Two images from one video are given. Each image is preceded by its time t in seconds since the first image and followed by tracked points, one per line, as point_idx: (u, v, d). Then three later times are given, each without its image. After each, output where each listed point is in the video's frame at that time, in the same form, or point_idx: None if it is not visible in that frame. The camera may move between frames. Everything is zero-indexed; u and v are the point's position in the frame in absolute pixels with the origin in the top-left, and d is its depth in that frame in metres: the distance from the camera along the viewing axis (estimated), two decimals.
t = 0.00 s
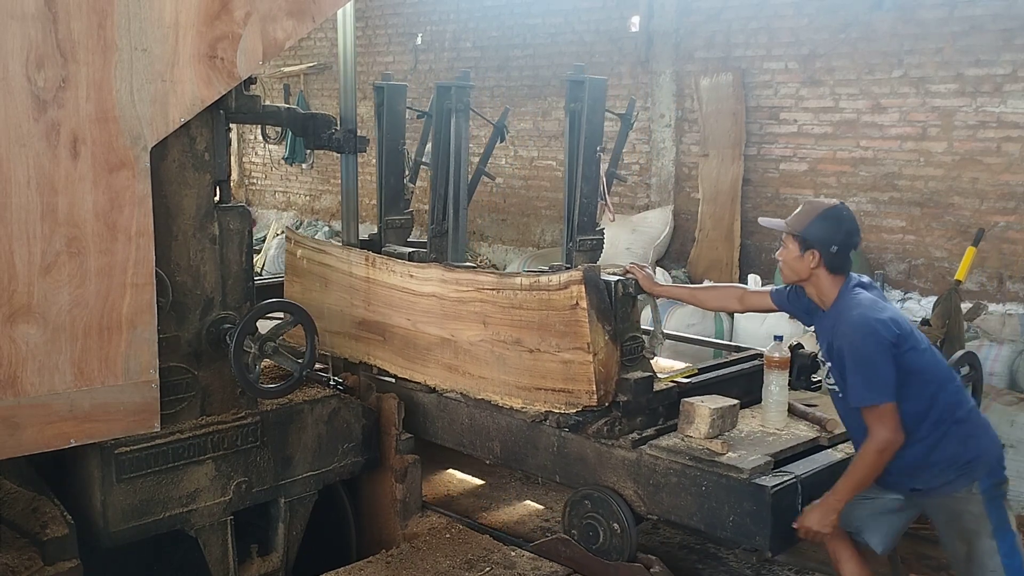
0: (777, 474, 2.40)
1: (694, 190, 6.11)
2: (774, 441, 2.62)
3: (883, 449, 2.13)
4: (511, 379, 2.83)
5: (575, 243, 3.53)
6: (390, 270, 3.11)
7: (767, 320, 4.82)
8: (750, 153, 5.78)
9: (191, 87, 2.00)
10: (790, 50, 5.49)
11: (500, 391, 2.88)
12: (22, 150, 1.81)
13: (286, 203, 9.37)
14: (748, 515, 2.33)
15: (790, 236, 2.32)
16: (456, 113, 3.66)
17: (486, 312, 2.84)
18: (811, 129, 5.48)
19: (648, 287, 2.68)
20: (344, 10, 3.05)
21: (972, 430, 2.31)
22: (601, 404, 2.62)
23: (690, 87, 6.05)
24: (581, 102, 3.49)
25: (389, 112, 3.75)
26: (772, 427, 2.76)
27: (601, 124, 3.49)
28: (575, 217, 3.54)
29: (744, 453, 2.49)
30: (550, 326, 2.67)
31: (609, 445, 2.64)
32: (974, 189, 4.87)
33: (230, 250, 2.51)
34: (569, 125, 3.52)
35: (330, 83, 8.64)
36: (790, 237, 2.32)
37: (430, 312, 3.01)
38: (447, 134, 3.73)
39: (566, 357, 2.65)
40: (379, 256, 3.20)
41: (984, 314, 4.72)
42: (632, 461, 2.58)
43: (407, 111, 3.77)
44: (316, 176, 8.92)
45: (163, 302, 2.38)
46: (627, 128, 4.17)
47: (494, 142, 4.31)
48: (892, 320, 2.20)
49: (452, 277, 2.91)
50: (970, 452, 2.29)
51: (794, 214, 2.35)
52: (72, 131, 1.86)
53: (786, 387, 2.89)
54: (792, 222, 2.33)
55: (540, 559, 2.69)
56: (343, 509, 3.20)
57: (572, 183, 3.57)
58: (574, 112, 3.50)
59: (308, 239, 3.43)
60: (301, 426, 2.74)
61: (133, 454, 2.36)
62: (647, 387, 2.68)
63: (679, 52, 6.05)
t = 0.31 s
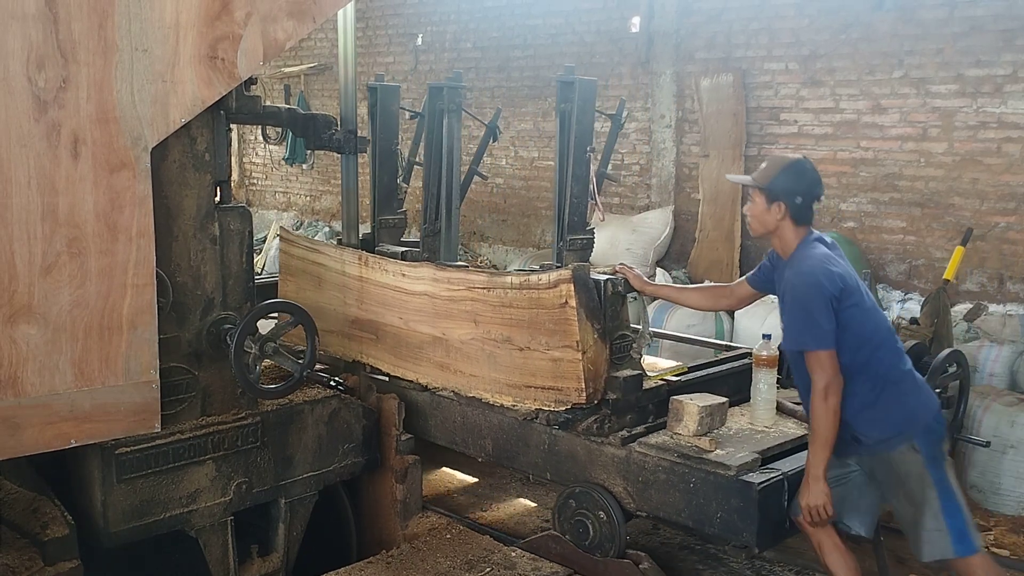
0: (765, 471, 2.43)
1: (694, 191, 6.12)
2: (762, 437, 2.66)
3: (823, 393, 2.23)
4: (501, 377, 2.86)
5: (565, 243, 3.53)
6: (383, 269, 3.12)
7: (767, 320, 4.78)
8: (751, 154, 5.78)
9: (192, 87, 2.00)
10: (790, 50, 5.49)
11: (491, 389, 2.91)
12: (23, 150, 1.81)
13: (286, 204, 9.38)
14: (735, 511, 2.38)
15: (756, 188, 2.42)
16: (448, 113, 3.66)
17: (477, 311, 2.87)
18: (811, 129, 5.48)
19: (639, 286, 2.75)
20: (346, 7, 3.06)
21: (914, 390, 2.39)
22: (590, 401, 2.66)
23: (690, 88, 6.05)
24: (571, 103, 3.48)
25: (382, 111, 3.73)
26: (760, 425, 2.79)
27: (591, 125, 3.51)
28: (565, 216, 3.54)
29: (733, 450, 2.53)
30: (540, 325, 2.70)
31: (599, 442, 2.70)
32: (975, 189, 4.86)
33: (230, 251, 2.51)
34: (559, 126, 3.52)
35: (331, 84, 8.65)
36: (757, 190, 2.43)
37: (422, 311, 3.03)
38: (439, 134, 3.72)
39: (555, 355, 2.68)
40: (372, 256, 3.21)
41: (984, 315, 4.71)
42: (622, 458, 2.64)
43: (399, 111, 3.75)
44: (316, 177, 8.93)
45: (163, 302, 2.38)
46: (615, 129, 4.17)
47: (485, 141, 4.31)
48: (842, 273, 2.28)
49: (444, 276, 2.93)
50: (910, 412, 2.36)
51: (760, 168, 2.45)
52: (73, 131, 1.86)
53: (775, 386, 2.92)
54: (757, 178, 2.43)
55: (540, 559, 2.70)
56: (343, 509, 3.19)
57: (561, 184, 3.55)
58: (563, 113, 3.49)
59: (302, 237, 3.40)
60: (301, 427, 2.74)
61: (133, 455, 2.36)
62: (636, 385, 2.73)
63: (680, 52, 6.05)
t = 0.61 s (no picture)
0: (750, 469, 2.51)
1: (694, 191, 6.12)
2: (748, 435, 2.76)
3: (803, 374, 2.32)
4: (491, 375, 2.89)
5: (554, 243, 3.55)
6: (374, 269, 3.15)
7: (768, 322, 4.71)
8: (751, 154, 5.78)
9: (192, 88, 2.00)
10: (790, 51, 5.49)
11: (481, 387, 2.94)
12: (23, 150, 1.81)
13: (286, 204, 9.38)
14: (721, 508, 2.45)
15: (752, 169, 2.50)
16: (440, 114, 3.64)
17: (467, 310, 2.90)
18: (811, 130, 5.48)
19: (628, 285, 2.82)
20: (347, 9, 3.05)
21: (881, 380, 2.49)
22: (578, 399, 2.69)
23: (690, 88, 6.05)
24: (560, 103, 3.48)
25: (374, 113, 3.74)
26: (748, 423, 2.89)
27: (580, 125, 3.49)
28: (554, 216, 3.55)
29: (719, 447, 2.62)
30: (528, 323, 2.72)
31: (589, 440, 2.75)
32: (975, 190, 4.86)
33: (230, 251, 2.51)
34: (548, 126, 3.51)
35: (331, 84, 8.66)
36: (752, 170, 2.50)
37: (413, 310, 3.05)
38: (430, 135, 3.73)
39: (544, 353, 2.71)
40: (365, 255, 3.23)
41: (984, 315, 4.73)
42: (611, 456, 2.70)
43: (391, 112, 3.76)
44: (316, 177, 8.93)
45: (163, 303, 2.38)
46: (605, 128, 4.17)
47: (477, 142, 4.32)
48: (830, 258, 2.37)
49: (434, 275, 2.95)
50: (874, 401, 2.46)
51: (755, 149, 2.52)
52: (73, 132, 1.86)
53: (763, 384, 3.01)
54: (752, 159, 2.51)
55: (540, 560, 2.71)
56: (342, 508, 3.18)
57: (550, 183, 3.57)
58: (553, 113, 3.49)
59: (294, 236, 3.45)
60: (301, 427, 2.74)
61: (133, 455, 2.36)
62: (624, 382, 2.77)
63: (680, 52, 6.05)
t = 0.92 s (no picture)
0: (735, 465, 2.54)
1: (694, 192, 6.12)
2: (734, 432, 2.79)
3: (799, 380, 2.33)
4: (480, 372, 2.93)
5: (542, 242, 3.53)
6: (366, 267, 3.20)
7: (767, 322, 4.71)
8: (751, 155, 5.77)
9: (192, 88, 2.00)
10: (790, 51, 5.49)
11: (470, 384, 2.98)
12: (22, 150, 1.81)
13: (286, 204, 9.38)
14: (707, 504, 2.47)
15: (747, 171, 2.50)
16: (431, 115, 3.65)
17: (457, 308, 2.94)
18: (812, 130, 5.48)
19: (615, 283, 2.83)
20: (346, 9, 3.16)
21: (880, 382, 2.49)
22: (566, 396, 2.72)
23: (690, 88, 6.05)
24: (548, 104, 3.47)
25: (365, 113, 3.74)
26: (735, 419, 2.92)
27: (568, 125, 3.49)
28: (544, 215, 3.53)
29: (705, 444, 2.65)
30: (517, 321, 2.76)
31: (577, 437, 2.77)
32: (974, 190, 4.86)
33: (230, 251, 2.51)
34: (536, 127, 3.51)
35: (331, 85, 8.66)
36: (748, 172, 2.50)
37: (404, 308, 3.10)
38: (421, 134, 3.71)
39: (532, 351, 2.74)
40: (357, 254, 3.28)
41: (984, 315, 4.71)
42: (599, 452, 2.72)
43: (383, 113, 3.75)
44: (316, 178, 8.93)
45: (163, 303, 2.39)
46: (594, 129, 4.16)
47: (469, 143, 4.31)
48: (828, 262, 2.37)
49: (424, 274, 3.00)
50: (874, 404, 2.46)
51: (751, 150, 2.52)
52: (73, 132, 1.86)
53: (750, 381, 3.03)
54: (748, 161, 2.50)
55: (540, 560, 2.70)
56: (343, 509, 3.19)
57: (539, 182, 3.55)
58: (541, 113, 3.48)
59: (285, 235, 3.52)
60: (301, 428, 2.74)
61: (133, 455, 2.36)
62: (613, 380, 2.79)
63: (680, 52, 6.05)
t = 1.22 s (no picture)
0: (723, 461, 2.53)
1: (694, 192, 6.12)
2: (723, 430, 2.76)
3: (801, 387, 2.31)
4: (470, 370, 2.97)
5: (531, 241, 3.47)
6: (357, 266, 3.23)
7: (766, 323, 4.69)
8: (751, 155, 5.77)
9: (192, 88, 2.00)
10: (790, 52, 5.50)
11: (460, 382, 3.02)
12: (23, 151, 1.81)
13: (286, 204, 9.38)
14: (693, 500, 2.46)
15: (735, 177, 2.51)
16: (423, 115, 3.63)
17: (447, 306, 2.97)
18: (812, 130, 5.48)
19: (602, 282, 2.80)
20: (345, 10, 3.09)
21: (873, 384, 2.50)
22: (554, 394, 2.75)
23: (690, 88, 6.05)
24: (537, 104, 3.40)
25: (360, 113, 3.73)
26: (722, 417, 2.90)
27: (558, 126, 3.40)
28: (532, 215, 3.47)
29: (692, 441, 2.62)
30: (505, 319, 2.79)
31: (566, 434, 2.77)
32: (974, 191, 4.86)
33: (230, 251, 2.51)
34: (526, 128, 3.44)
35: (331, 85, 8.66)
36: (737, 179, 2.50)
37: (395, 306, 3.14)
38: (413, 134, 3.67)
39: (520, 349, 2.77)
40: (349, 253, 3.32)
41: (984, 316, 4.72)
42: (587, 449, 2.72)
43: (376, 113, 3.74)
44: (316, 178, 8.93)
45: (163, 303, 2.39)
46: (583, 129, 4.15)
47: (460, 143, 4.31)
48: (822, 267, 2.37)
49: (415, 272, 3.03)
50: (868, 407, 2.47)
51: (738, 157, 2.52)
52: (73, 132, 1.86)
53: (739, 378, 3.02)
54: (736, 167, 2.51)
55: (539, 561, 2.72)
56: (343, 509, 3.18)
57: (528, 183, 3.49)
58: (530, 114, 3.41)
59: (277, 234, 3.53)
60: (301, 428, 2.74)
61: (133, 455, 2.36)
62: (601, 378, 2.81)
63: (680, 53, 6.05)
